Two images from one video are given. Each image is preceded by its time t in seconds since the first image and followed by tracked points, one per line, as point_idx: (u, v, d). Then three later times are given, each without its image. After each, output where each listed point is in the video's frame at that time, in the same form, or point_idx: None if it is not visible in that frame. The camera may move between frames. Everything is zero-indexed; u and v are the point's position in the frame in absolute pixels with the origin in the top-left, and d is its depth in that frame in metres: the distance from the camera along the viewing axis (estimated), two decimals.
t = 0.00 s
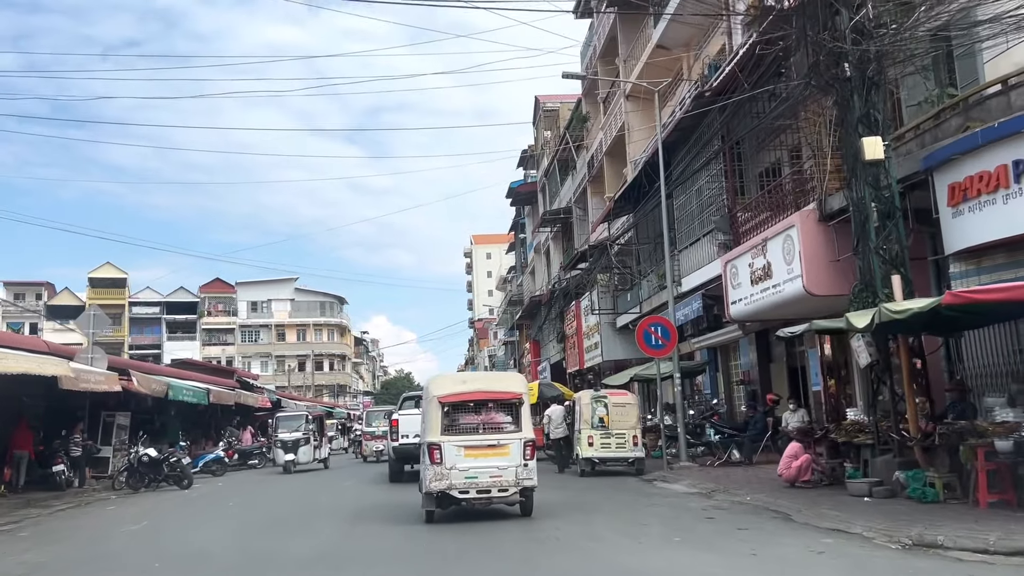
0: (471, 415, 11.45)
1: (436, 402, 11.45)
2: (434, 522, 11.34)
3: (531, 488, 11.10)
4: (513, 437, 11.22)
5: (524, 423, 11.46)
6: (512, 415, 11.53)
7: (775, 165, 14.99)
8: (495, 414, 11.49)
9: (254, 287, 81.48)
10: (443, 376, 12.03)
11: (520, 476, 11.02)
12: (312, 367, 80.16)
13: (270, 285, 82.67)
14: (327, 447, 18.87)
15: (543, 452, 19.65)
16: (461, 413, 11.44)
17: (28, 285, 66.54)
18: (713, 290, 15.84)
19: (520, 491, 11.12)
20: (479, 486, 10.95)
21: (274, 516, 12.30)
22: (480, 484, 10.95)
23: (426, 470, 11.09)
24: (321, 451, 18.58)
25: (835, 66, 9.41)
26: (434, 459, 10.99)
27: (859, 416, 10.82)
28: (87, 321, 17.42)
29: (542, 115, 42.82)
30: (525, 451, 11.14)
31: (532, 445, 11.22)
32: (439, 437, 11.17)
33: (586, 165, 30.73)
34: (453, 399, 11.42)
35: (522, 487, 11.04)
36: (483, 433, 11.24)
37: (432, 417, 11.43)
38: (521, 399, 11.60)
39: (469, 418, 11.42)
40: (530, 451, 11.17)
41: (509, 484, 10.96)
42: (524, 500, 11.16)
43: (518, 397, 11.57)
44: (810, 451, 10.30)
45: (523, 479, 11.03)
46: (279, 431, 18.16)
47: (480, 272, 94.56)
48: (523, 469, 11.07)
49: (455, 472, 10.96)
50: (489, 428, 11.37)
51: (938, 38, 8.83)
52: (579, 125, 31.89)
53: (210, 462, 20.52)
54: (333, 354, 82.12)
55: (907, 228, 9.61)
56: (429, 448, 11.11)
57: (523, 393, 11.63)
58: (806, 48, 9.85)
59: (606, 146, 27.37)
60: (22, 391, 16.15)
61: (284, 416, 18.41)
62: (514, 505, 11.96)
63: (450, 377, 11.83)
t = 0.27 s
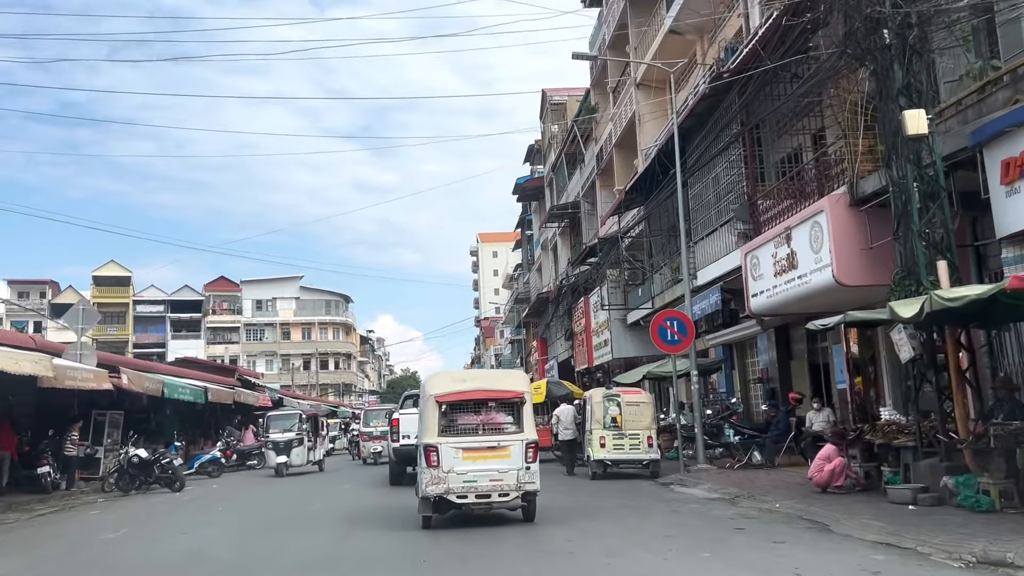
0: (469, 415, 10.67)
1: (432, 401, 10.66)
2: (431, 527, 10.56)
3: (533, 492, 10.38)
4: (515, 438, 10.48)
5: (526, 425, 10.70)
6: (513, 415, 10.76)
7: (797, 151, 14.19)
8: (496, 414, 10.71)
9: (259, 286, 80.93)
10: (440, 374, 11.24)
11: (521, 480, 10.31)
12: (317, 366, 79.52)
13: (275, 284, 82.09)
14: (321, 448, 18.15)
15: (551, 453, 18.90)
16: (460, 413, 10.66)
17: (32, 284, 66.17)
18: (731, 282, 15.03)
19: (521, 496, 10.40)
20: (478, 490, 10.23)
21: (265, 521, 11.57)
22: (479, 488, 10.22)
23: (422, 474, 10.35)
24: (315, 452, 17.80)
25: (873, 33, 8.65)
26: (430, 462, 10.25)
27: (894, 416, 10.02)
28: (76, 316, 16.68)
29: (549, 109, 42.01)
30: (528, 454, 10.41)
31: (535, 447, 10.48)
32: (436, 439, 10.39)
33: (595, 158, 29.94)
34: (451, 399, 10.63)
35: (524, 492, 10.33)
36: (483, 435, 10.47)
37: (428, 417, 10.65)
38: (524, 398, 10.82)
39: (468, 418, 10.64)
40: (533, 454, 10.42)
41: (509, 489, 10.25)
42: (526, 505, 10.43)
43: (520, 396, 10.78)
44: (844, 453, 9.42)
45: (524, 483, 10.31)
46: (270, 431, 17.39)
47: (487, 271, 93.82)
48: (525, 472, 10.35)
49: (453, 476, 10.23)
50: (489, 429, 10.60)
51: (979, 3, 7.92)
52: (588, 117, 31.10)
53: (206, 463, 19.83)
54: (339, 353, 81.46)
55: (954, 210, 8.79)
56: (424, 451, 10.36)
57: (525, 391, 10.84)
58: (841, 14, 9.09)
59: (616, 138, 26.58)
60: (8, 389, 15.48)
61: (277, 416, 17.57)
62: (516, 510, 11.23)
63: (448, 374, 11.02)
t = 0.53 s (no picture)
0: (472, 413, 9.92)
1: (433, 399, 9.89)
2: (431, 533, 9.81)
3: (540, 497, 9.59)
4: (523, 439, 9.71)
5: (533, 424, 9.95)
6: (518, 414, 10.01)
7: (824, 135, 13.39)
8: (500, 413, 9.95)
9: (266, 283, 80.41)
10: (442, 371, 10.46)
11: (528, 484, 9.54)
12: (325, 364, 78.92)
13: (283, 281, 81.54)
14: (318, 449, 17.43)
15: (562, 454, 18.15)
16: (462, 412, 9.90)
17: (39, 281, 65.81)
18: (754, 274, 14.22)
19: (528, 501, 9.62)
20: (481, 494, 9.48)
21: (258, 525, 10.85)
22: (482, 492, 9.47)
23: (422, 476, 9.63)
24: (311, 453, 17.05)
25: None
26: (430, 464, 9.52)
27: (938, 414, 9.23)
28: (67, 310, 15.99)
29: (559, 102, 41.21)
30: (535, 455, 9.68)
31: (542, 448, 9.74)
32: (436, 440, 9.66)
33: (607, 149, 29.15)
34: (452, 396, 9.87)
35: (530, 496, 9.55)
36: (486, 435, 9.72)
37: (428, 416, 9.89)
38: (530, 396, 10.05)
39: (470, 417, 9.88)
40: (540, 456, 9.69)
41: (515, 493, 9.49)
42: (534, 511, 9.65)
43: (526, 394, 10.01)
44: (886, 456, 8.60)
45: (531, 487, 9.53)
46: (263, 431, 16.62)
47: (495, 268, 93.09)
48: (531, 475, 9.58)
49: (454, 479, 9.48)
50: (493, 429, 9.85)
51: None
52: (599, 108, 30.32)
53: (205, 463, 19.15)
54: (346, 351, 80.86)
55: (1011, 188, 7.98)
56: (424, 451, 9.64)
57: (532, 389, 10.07)
58: None
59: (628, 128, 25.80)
60: None
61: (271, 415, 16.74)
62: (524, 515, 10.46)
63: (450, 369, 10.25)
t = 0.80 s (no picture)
0: (479, 413, 9.14)
1: (437, 397, 9.10)
2: (436, 540, 9.06)
3: (552, 501, 8.83)
4: (533, 439, 8.92)
5: (544, 424, 9.14)
6: (528, 413, 9.23)
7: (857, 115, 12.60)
8: (510, 413, 9.18)
9: (276, 281, 79.94)
10: (447, 366, 9.68)
11: (539, 487, 8.75)
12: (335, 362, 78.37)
13: (292, 279, 81.06)
14: (315, 451, 16.76)
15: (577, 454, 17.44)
16: (468, 411, 9.13)
17: (48, 279, 65.50)
18: (780, 264, 13.42)
19: (539, 506, 8.86)
20: (488, 499, 8.69)
21: (251, 530, 10.14)
22: (490, 496, 8.69)
23: (424, 479, 8.85)
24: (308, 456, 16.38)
25: None
26: (434, 467, 8.74)
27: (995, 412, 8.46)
28: (60, 303, 15.31)
29: (571, 94, 40.41)
30: (547, 458, 8.87)
31: (554, 449, 8.94)
32: (440, 441, 8.87)
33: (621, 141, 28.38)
34: (457, 394, 9.09)
35: (541, 501, 8.78)
36: (494, 436, 8.94)
37: (432, 416, 9.10)
38: (541, 394, 9.27)
39: (477, 417, 9.11)
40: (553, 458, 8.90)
41: (525, 497, 8.71)
42: (546, 516, 8.90)
43: (537, 391, 9.23)
44: (940, 458, 7.91)
45: (543, 491, 8.75)
46: (255, 430, 15.88)
47: (506, 266, 92.36)
48: (543, 478, 8.79)
49: (460, 482, 8.70)
50: (502, 430, 9.08)
51: None
52: (612, 99, 29.54)
53: (206, 463, 18.50)
54: (356, 349, 80.30)
55: None
56: (426, 453, 8.85)
57: (543, 386, 9.30)
58: None
59: (643, 118, 25.02)
60: None
61: (267, 415, 16.02)
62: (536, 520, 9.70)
63: (455, 365, 9.47)
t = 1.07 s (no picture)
0: (490, 411, 8.30)
1: (445, 395, 8.25)
2: (448, 548, 8.34)
3: (570, 507, 8.00)
4: (544, 439, 8.06)
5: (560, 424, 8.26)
6: (543, 411, 8.37)
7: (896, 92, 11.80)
8: (523, 412, 8.32)
9: (287, 279, 79.55)
10: (456, 361, 8.83)
11: (555, 492, 7.92)
12: (346, 360, 77.89)
13: (303, 276, 80.63)
14: (315, 452, 16.12)
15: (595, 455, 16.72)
16: (478, 410, 8.28)
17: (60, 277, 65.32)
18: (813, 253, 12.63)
19: (555, 512, 8.03)
20: (501, 505, 7.85)
21: (248, 536, 9.48)
22: (503, 502, 7.85)
23: (432, 482, 8.02)
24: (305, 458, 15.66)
25: None
26: (442, 470, 7.91)
27: None
28: (56, 297, 14.69)
29: (585, 87, 39.65)
30: (565, 461, 8.00)
31: (572, 450, 8.07)
32: (449, 442, 8.03)
33: (637, 132, 27.63)
34: (467, 392, 8.22)
35: (558, 507, 7.95)
36: (506, 437, 8.09)
37: (440, 415, 8.24)
38: (557, 391, 8.39)
39: (489, 416, 8.27)
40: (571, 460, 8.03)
41: (542, 503, 7.87)
42: (562, 522, 8.09)
43: (553, 388, 8.36)
44: (1004, 462, 7.11)
45: (560, 496, 7.91)
46: (249, 429, 15.28)
47: (518, 264, 91.72)
48: (559, 482, 7.95)
49: (470, 488, 7.86)
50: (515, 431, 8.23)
51: None
52: (627, 89, 28.77)
53: (210, 462, 17.90)
54: (368, 347, 79.82)
55: None
56: (435, 455, 8.01)
57: (559, 382, 8.42)
58: None
59: (661, 107, 24.26)
60: None
61: (262, 413, 15.42)
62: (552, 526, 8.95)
63: (464, 360, 8.59)
